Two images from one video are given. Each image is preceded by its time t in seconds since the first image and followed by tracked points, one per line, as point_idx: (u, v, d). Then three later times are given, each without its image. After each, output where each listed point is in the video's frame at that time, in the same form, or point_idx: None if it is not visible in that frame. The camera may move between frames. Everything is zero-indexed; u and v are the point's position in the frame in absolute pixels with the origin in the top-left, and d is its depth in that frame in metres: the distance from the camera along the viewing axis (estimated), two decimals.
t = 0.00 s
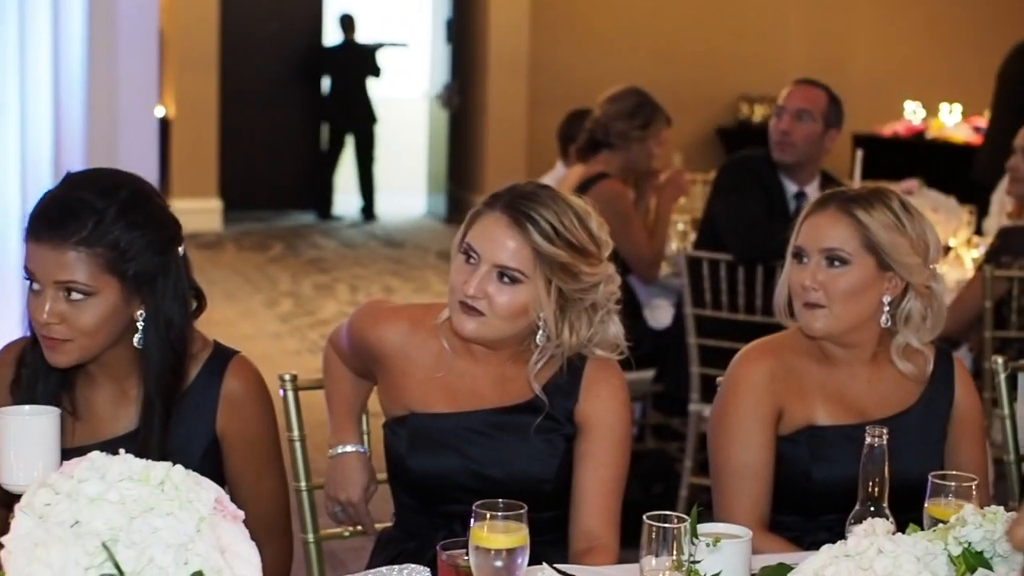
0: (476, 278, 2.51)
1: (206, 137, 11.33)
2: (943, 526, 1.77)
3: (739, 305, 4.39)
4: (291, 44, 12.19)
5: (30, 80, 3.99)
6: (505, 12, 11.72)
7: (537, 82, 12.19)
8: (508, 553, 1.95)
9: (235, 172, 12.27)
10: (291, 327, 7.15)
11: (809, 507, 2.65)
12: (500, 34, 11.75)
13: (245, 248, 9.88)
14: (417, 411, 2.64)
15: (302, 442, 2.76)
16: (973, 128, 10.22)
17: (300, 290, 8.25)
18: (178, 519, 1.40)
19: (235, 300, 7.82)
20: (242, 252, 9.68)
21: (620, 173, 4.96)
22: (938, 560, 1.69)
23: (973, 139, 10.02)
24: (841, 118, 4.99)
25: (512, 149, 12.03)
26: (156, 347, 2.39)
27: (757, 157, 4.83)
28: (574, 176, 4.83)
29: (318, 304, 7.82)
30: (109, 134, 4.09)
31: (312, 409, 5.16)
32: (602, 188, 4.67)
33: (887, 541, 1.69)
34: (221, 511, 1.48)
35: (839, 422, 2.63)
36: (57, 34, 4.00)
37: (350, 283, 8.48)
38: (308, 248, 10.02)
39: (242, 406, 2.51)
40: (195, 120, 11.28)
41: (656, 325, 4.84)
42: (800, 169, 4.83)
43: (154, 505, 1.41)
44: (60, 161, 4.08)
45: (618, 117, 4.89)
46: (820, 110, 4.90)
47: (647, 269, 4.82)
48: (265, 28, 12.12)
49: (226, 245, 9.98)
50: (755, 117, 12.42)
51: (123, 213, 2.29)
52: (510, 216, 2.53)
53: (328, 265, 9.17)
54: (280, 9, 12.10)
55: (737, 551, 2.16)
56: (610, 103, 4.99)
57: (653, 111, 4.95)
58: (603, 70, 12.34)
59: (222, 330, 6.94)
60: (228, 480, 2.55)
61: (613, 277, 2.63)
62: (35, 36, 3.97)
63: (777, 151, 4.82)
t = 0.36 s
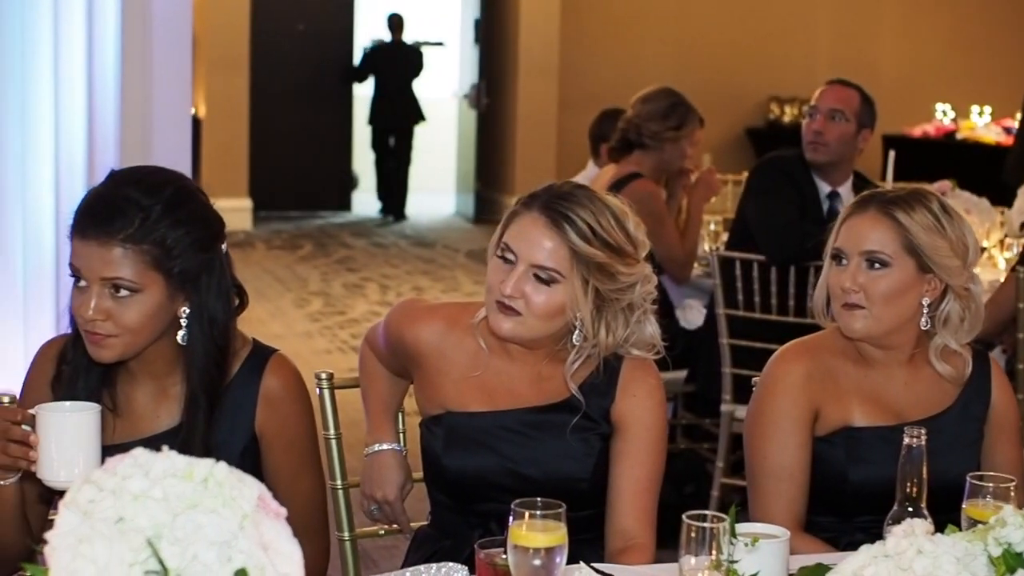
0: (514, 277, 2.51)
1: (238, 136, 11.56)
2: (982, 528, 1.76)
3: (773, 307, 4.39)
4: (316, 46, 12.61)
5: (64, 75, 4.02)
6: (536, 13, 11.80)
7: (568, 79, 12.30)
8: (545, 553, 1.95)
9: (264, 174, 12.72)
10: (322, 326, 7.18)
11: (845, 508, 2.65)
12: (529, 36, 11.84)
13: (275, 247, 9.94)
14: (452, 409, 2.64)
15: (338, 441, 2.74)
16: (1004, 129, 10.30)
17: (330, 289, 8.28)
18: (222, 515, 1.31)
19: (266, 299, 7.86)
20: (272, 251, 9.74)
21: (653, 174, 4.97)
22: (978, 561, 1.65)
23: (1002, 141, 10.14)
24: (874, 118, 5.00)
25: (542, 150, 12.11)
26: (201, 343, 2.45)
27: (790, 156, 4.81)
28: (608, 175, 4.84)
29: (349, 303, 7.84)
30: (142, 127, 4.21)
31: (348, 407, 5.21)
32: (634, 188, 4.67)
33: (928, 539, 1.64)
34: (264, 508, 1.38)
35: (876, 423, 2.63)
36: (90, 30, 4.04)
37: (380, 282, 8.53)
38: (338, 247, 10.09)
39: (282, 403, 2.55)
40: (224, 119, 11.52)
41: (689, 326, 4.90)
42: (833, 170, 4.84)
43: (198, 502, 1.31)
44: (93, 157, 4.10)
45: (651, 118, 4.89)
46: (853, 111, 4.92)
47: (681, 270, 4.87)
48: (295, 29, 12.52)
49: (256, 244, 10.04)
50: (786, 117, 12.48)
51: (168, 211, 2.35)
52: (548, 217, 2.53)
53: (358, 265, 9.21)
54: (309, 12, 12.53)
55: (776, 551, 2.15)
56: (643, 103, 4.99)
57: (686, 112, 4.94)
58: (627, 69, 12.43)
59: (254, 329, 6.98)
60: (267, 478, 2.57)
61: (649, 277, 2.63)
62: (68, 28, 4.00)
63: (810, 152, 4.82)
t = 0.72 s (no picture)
0: (549, 280, 2.51)
1: (266, 138, 11.68)
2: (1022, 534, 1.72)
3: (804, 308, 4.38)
4: (342, 47, 12.81)
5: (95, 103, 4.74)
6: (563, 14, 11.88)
7: (595, 79, 12.41)
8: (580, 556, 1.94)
9: (293, 175, 12.82)
10: (349, 326, 7.19)
11: (879, 511, 2.64)
12: (557, 37, 11.92)
13: (303, 247, 9.98)
14: (486, 410, 2.65)
15: (370, 441, 2.71)
16: None
17: (357, 289, 8.30)
18: (261, 518, 1.29)
19: (293, 299, 7.87)
20: (300, 251, 9.77)
21: (683, 176, 4.97)
22: (1019, 565, 1.64)
23: None
24: (905, 120, 5.01)
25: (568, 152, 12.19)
26: (239, 344, 2.46)
27: (821, 157, 4.81)
28: (637, 177, 4.84)
29: (376, 304, 7.86)
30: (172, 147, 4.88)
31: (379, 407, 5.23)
32: (665, 189, 4.68)
33: (966, 544, 1.63)
34: (303, 510, 1.36)
35: (910, 427, 2.62)
36: (120, 65, 4.76)
37: (407, 282, 8.57)
38: (365, 247, 10.12)
39: (316, 404, 2.56)
40: (254, 118, 11.64)
41: (719, 328, 4.93)
42: (863, 172, 4.85)
43: (238, 502, 1.30)
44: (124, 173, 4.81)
45: (680, 120, 4.89)
46: (884, 113, 4.93)
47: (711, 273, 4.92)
48: (322, 31, 12.72)
49: (283, 244, 10.09)
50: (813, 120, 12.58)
51: (207, 211, 2.36)
52: (584, 219, 2.53)
53: (385, 265, 9.24)
54: (336, 13, 12.75)
55: (813, 555, 2.14)
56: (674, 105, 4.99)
57: (716, 113, 4.94)
58: (650, 69, 12.51)
59: (281, 328, 7.00)
60: (303, 479, 2.58)
61: (685, 280, 2.63)
62: (99, 64, 4.72)
63: (841, 153, 4.82)
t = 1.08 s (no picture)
0: (577, 282, 2.51)
1: (286, 140, 11.71)
2: None
3: (827, 312, 4.37)
4: (363, 49, 12.83)
5: (119, 104, 4.78)
6: (584, 16, 11.89)
7: (616, 82, 12.43)
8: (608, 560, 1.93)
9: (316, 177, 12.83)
10: (372, 329, 7.18)
11: (906, 517, 2.64)
12: (578, 38, 11.92)
13: (324, 250, 9.98)
14: (512, 413, 2.66)
15: (395, 443, 2.71)
16: None
17: (378, 292, 8.30)
18: (292, 521, 1.27)
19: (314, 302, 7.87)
20: (320, 253, 9.78)
21: (705, 178, 4.97)
22: None
23: None
24: (929, 123, 4.99)
25: (589, 154, 12.21)
26: (264, 345, 2.45)
27: (847, 161, 4.79)
28: (660, 180, 4.86)
29: (397, 306, 7.85)
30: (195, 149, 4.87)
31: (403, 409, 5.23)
32: (689, 193, 4.69)
33: (997, 548, 1.62)
34: (333, 513, 1.34)
35: (938, 431, 2.62)
36: (144, 66, 4.78)
37: (428, 285, 8.57)
38: (385, 250, 10.12)
39: (344, 405, 2.56)
40: (277, 119, 11.66)
41: (741, 331, 4.96)
42: (889, 175, 4.85)
43: (267, 506, 1.28)
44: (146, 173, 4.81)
45: (702, 122, 4.90)
46: (909, 116, 4.92)
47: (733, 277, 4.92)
48: (344, 32, 12.73)
49: (305, 246, 10.09)
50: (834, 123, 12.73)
51: (234, 210, 2.36)
52: (613, 222, 2.53)
53: (406, 268, 9.25)
54: (358, 14, 12.76)
55: (840, 559, 2.13)
56: (693, 108, 5.00)
57: (737, 115, 4.95)
58: (668, 72, 12.52)
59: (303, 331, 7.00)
60: (330, 482, 2.58)
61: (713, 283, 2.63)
62: (124, 66, 4.77)
63: (865, 156, 4.82)
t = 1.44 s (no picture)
0: (597, 283, 2.51)
1: (304, 141, 11.73)
2: None
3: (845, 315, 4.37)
4: (379, 51, 12.84)
5: (135, 106, 4.79)
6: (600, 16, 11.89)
7: (632, 83, 12.44)
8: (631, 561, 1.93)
9: (332, 179, 12.84)
10: (388, 330, 7.20)
11: (927, 519, 2.64)
12: (595, 41, 11.91)
13: (340, 252, 10.00)
14: (533, 414, 2.66)
15: (416, 445, 2.71)
16: None
17: (394, 293, 8.32)
18: (316, 522, 1.27)
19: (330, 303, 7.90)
20: (336, 255, 9.80)
21: (722, 180, 4.97)
22: None
23: None
24: (947, 125, 4.99)
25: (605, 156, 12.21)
26: (285, 347, 2.45)
27: (865, 162, 4.79)
28: (676, 182, 4.87)
29: (414, 308, 7.85)
30: (212, 150, 4.88)
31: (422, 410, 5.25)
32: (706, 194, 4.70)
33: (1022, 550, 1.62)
34: (356, 514, 1.34)
35: (959, 432, 2.61)
36: (161, 68, 4.79)
37: (444, 286, 8.60)
38: (401, 251, 10.13)
39: (365, 407, 2.57)
40: (294, 121, 11.68)
41: (759, 333, 4.97)
42: (908, 178, 4.85)
43: (290, 507, 1.28)
44: (163, 175, 4.83)
45: (718, 123, 4.90)
46: (926, 117, 4.91)
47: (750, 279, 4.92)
48: (360, 34, 12.75)
49: (320, 246, 10.10)
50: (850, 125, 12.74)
51: (256, 209, 2.37)
52: (632, 222, 2.53)
53: (421, 270, 9.26)
54: (374, 16, 12.78)
55: (863, 561, 2.13)
56: (709, 109, 5.00)
57: (752, 116, 4.96)
58: (683, 74, 12.53)
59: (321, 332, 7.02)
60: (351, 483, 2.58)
61: (733, 285, 2.62)
62: (141, 68, 4.77)
63: (883, 158, 4.83)
